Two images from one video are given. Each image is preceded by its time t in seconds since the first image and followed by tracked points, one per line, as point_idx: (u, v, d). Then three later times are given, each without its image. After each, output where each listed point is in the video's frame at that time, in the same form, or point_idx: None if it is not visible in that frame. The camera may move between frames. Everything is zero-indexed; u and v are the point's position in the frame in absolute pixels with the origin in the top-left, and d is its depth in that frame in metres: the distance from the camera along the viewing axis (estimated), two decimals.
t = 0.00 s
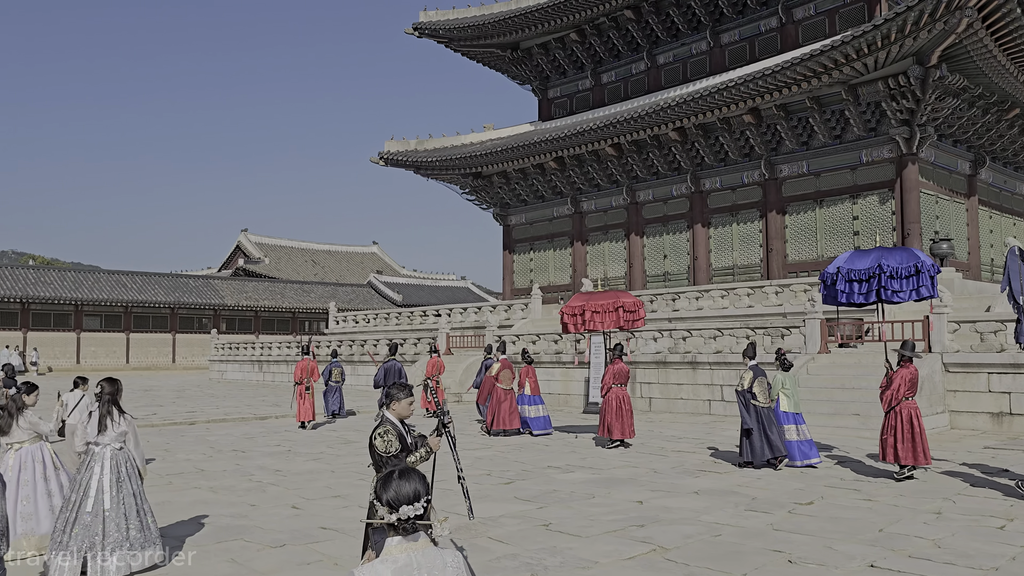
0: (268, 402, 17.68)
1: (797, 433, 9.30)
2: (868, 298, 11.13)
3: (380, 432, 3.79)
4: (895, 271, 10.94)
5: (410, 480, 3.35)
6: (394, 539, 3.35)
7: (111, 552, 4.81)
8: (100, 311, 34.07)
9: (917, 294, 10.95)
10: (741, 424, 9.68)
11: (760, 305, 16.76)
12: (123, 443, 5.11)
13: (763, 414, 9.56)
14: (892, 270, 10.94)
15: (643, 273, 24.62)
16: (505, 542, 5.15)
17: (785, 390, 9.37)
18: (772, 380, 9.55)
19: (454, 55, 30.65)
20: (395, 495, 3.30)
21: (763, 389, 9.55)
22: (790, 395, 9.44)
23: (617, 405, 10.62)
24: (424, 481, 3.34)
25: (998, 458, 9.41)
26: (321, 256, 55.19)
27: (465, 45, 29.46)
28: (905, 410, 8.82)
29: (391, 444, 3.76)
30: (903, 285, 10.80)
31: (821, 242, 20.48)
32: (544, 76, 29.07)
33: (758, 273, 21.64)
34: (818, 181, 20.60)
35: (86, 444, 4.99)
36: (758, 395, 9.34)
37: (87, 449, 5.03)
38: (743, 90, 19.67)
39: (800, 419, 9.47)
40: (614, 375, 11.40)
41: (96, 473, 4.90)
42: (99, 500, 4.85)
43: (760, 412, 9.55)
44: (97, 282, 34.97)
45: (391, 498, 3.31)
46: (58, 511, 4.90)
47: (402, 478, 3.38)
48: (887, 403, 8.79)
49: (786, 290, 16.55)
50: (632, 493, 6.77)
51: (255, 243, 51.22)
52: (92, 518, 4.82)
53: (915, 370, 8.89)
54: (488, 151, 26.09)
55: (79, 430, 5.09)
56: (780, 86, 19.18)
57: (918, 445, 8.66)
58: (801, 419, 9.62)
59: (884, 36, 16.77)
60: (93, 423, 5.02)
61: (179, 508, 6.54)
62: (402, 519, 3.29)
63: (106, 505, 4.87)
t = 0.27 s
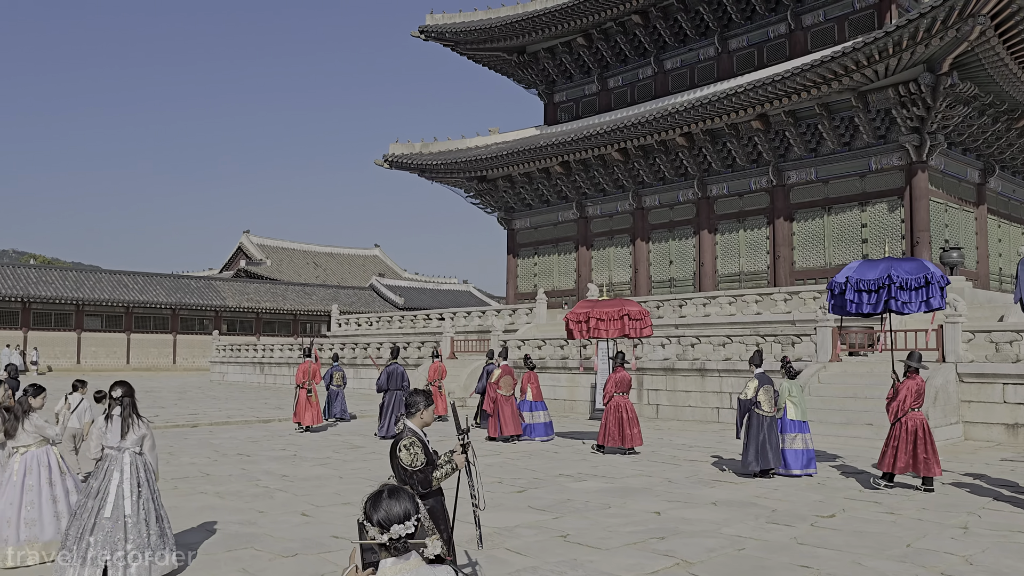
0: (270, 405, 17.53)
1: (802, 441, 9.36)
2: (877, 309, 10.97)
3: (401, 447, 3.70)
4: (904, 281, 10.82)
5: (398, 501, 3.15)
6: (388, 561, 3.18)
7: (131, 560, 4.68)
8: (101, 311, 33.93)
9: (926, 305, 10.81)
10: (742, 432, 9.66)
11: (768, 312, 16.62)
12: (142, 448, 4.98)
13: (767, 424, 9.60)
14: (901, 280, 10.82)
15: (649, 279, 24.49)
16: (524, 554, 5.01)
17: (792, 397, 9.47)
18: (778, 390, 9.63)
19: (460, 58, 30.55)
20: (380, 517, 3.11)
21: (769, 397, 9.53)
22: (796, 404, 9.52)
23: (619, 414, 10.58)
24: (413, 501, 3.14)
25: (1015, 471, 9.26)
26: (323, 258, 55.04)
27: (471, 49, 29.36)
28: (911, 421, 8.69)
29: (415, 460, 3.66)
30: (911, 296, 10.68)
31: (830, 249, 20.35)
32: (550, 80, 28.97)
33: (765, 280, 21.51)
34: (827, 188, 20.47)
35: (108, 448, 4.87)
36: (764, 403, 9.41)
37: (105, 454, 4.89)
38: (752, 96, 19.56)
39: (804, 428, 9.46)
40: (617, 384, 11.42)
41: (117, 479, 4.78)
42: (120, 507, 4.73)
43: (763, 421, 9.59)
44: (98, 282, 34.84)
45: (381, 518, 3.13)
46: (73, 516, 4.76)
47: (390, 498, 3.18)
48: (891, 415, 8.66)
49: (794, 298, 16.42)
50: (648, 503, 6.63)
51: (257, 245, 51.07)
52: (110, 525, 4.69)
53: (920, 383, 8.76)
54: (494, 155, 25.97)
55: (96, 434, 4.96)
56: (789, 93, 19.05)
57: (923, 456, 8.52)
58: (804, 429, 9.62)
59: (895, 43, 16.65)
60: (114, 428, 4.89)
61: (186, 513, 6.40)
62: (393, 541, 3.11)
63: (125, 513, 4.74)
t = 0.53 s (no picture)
0: (278, 405, 17.43)
1: (812, 447, 9.27)
2: (888, 311, 10.85)
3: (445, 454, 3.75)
4: (916, 284, 10.71)
5: (391, 487, 3.14)
6: (382, 547, 3.15)
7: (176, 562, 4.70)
8: (106, 310, 33.86)
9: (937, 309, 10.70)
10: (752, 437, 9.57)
11: (780, 316, 16.50)
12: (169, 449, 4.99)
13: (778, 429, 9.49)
14: (912, 282, 10.71)
15: (657, 281, 24.37)
16: (549, 561, 4.91)
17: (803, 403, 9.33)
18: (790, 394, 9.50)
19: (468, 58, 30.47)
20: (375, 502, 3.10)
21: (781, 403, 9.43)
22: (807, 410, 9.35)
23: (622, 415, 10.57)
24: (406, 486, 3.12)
25: None
26: (329, 258, 54.95)
27: (480, 49, 29.27)
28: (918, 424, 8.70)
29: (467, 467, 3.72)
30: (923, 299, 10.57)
31: (840, 253, 20.23)
32: (559, 82, 28.87)
33: (775, 283, 21.39)
34: (838, 191, 20.35)
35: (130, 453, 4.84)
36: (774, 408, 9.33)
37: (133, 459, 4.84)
38: (763, 98, 19.44)
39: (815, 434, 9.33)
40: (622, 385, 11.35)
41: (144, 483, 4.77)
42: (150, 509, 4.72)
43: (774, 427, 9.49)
44: (104, 281, 34.78)
45: (375, 505, 3.11)
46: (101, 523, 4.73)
47: (385, 485, 3.18)
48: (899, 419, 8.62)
49: (807, 301, 16.31)
50: (671, 509, 6.52)
51: (262, 245, 51.01)
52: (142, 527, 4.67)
53: (929, 386, 8.68)
54: (502, 156, 25.87)
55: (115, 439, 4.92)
56: (801, 95, 18.93)
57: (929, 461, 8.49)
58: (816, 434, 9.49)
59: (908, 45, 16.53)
60: (135, 433, 4.86)
61: (199, 516, 6.29)
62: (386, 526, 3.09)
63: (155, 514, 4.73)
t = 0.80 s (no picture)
0: (285, 398, 17.34)
1: (821, 438, 9.23)
2: (897, 302, 10.70)
3: (493, 447, 3.66)
4: (925, 275, 10.56)
5: (401, 483, 3.08)
6: (391, 541, 3.09)
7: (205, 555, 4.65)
8: (110, 303, 33.79)
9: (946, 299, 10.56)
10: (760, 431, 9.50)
11: (791, 308, 16.38)
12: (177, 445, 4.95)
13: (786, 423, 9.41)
14: (921, 273, 10.56)
15: (664, 274, 24.24)
16: (576, 559, 4.79)
17: (810, 395, 9.34)
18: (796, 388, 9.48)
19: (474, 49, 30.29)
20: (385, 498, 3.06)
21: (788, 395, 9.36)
22: (813, 401, 9.44)
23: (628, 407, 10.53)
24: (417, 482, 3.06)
25: None
26: (332, 251, 54.84)
27: (485, 40, 29.10)
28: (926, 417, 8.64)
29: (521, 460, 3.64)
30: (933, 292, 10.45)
31: (850, 245, 20.09)
32: (565, 73, 28.71)
33: (784, 276, 21.26)
34: (848, 183, 20.19)
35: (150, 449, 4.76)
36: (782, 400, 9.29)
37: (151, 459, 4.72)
38: (772, 89, 19.27)
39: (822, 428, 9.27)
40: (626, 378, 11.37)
41: (166, 479, 4.72)
42: (175, 506, 4.67)
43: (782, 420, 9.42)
44: (107, 274, 34.71)
45: (384, 499, 3.07)
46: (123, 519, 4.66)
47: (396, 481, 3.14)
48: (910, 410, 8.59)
49: (818, 293, 16.19)
50: (694, 504, 6.41)
51: (265, 237, 50.89)
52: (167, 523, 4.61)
53: (941, 378, 8.65)
54: (508, 148, 25.72)
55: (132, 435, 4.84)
56: (811, 86, 18.75)
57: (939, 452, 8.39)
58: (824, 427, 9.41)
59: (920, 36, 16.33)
60: (155, 429, 4.79)
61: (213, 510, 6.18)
62: (396, 520, 3.04)
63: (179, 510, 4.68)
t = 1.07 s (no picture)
0: (291, 390, 17.21)
1: (829, 429, 9.16)
2: (908, 295, 10.49)
3: (541, 442, 3.53)
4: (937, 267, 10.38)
5: (416, 473, 3.08)
6: (404, 532, 3.11)
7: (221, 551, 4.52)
8: (113, 295, 33.65)
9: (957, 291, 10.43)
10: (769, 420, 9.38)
11: (802, 298, 16.22)
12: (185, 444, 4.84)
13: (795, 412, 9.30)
14: (933, 266, 10.38)
15: (671, 264, 24.07)
16: (606, 556, 4.66)
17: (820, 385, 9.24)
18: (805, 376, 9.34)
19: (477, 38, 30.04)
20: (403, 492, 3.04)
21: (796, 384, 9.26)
22: (826, 390, 9.36)
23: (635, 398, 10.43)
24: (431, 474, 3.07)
25: None
26: (334, 242, 54.66)
27: (489, 29, 28.84)
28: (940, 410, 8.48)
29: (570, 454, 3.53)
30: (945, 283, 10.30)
31: (860, 234, 19.92)
32: (570, 62, 28.47)
33: (792, 265, 21.10)
34: (858, 172, 20.00)
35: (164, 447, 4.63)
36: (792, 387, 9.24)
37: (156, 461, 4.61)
38: (781, 77, 19.04)
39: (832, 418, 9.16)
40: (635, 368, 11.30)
41: (184, 476, 4.63)
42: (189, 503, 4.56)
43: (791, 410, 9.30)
44: (110, 266, 34.57)
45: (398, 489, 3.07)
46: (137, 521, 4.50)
47: (410, 471, 3.14)
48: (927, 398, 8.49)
49: (829, 283, 16.05)
50: (718, 498, 6.28)
51: (268, 228, 50.71)
52: (188, 524, 4.51)
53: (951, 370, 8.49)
54: (513, 137, 25.51)
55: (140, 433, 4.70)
56: (820, 74, 18.52)
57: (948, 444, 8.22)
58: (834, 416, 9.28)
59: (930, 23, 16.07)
60: (167, 428, 4.65)
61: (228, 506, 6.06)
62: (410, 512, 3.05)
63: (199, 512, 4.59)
